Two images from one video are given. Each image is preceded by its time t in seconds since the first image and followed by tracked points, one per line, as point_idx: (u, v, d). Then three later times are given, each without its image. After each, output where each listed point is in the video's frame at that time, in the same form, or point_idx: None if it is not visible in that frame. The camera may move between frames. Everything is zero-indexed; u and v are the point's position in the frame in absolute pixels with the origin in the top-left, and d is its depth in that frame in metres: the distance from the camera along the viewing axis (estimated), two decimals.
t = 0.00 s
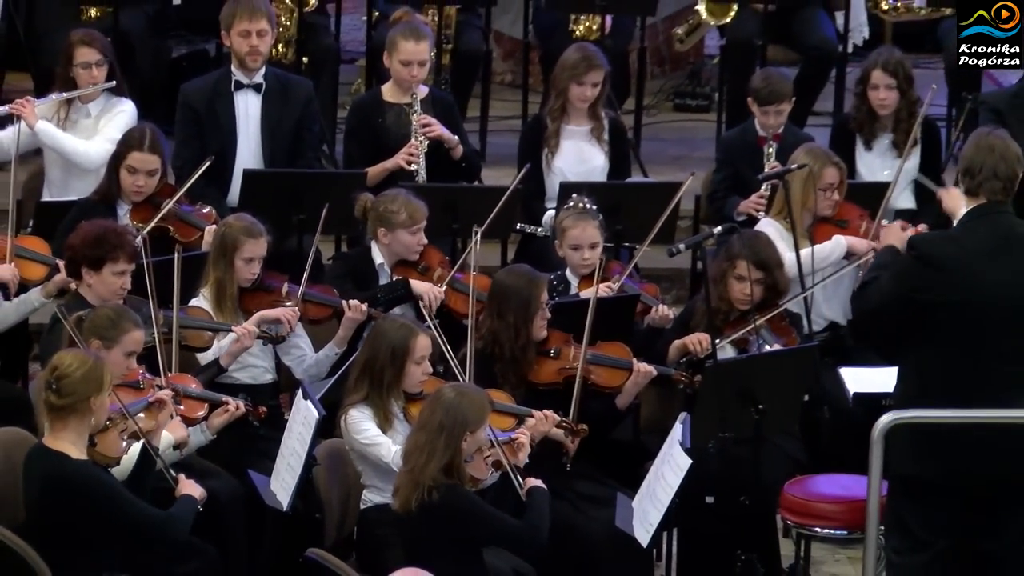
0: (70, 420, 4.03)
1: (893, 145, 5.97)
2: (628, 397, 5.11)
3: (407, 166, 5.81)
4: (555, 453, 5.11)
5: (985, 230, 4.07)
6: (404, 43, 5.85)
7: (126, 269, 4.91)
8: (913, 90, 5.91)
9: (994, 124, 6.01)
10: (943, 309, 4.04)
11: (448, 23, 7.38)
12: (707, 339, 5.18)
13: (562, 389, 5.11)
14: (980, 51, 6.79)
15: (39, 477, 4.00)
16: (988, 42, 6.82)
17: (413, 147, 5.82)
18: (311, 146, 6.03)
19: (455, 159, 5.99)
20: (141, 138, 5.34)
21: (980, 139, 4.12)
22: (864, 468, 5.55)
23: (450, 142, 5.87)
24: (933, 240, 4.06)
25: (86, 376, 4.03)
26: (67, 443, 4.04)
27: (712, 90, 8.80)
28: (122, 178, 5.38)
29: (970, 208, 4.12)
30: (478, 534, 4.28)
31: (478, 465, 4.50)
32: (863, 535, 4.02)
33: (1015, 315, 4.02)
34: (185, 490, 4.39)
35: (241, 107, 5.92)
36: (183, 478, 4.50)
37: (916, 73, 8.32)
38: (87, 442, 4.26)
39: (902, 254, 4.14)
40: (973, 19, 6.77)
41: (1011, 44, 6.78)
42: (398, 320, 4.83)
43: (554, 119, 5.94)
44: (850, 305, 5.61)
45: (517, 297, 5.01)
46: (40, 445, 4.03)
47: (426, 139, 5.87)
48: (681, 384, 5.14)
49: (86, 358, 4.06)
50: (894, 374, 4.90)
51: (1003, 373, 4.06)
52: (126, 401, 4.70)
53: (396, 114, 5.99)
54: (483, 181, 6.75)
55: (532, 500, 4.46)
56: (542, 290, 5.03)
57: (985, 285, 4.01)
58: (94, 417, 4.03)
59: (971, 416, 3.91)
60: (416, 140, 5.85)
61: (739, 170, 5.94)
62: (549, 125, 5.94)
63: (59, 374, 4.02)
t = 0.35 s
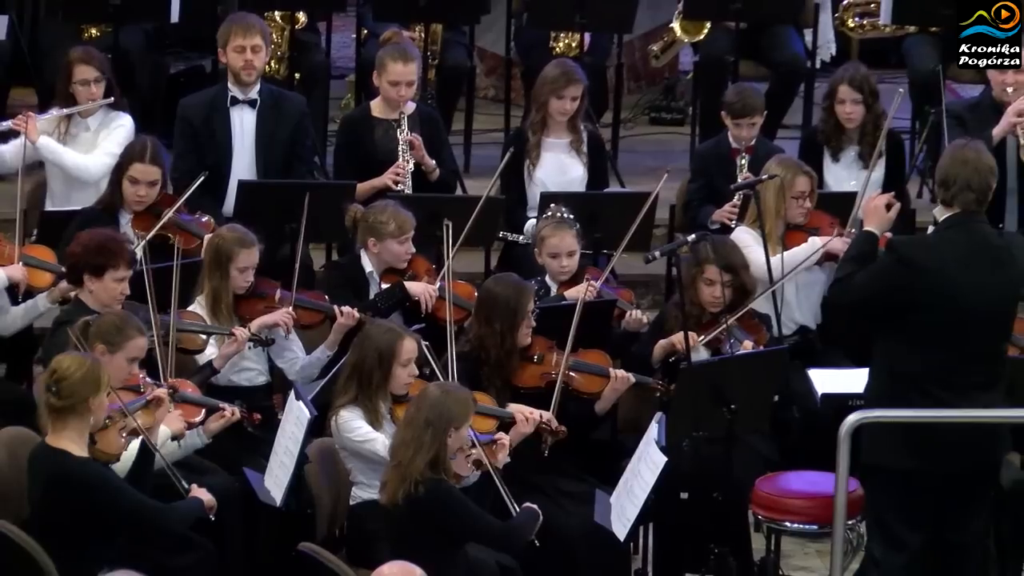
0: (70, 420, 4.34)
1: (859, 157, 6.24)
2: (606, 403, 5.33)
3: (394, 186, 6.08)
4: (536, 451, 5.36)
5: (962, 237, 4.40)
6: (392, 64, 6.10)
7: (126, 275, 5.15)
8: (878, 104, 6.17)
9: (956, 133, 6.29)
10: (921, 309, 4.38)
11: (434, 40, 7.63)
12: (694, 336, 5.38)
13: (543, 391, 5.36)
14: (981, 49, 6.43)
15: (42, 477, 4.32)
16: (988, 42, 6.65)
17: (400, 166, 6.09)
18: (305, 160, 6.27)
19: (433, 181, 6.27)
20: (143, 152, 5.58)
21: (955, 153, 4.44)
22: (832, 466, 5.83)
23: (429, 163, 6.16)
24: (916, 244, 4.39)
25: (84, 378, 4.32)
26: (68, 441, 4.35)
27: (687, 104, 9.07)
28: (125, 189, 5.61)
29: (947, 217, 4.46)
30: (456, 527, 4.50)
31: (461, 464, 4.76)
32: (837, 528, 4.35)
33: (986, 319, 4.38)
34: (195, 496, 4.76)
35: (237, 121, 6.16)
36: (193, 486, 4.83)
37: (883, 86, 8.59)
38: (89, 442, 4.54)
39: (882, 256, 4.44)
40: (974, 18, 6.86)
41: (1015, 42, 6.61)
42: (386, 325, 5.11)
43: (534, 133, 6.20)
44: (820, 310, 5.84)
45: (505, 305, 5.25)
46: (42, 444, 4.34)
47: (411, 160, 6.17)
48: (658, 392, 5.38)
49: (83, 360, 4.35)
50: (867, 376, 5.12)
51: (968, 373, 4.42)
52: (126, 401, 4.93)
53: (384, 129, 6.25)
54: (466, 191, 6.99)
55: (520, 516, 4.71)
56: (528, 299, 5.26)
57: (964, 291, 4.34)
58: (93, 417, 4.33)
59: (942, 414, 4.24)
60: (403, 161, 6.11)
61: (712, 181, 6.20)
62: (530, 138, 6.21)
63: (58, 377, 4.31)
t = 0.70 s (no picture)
0: (82, 418, 4.58)
1: (835, 166, 6.50)
2: (593, 402, 5.58)
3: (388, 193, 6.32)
4: (525, 447, 5.60)
5: (930, 246, 4.64)
6: (385, 76, 6.36)
7: (136, 281, 5.43)
8: (852, 115, 6.44)
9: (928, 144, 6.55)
10: (893, 314, 4.61)
11: (427, 53, 7.87)
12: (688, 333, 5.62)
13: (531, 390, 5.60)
14: (981, 50, 6.82)
15: (54, 471, 4.55)
16: (988, 42, 7.01)
17: (395, 175, 6.34)
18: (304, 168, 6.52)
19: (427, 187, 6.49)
20: (150, 161, 5.82)
21: (924, 165, 4.65)
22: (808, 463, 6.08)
23: (423, 172, 6.40)
24: (885, 255, 4.63)
25: (97, 377, 4.55)
26: (79, 436, 4.60)
27: (671, 116, 9.34)
28: (132, 197, 5.86)
29: (918, 226, 4.69)
30: (452, 514, 4.76)
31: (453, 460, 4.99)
32: (816, 520, 4.58)
33: (954, 321, 4.62)
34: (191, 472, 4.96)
35: (239, 131, 6.40)
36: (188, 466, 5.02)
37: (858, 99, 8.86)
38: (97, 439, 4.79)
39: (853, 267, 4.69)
40: (974, 19, 7.10)
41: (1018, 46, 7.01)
42: (380, 327, 5.35)
43: (524, 143, 6.46)
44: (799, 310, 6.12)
45: (496, 309, 5.48)
46: (55, 439, 4.58)
47: (406, 170, 6.42)
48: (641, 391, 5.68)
49: (95, 360, 4.58)
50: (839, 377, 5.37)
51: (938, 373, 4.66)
52: (134, 401, 5.17)
53: (380, 139, 6.51)
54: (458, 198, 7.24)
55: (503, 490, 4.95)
56: (518, 304, 5.50)
57: (934, 296, 4.58)
58: (103, 415, 4.56)
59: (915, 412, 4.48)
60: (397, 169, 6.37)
61: (695, 189, 6.46)
62: (520, 148, 6.47)
63: (72, 376, 4.55)
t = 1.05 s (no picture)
0: (87, 416, 4.85)
1: (809, 172, 6.76)
2: (577, 395, 5.81)
3: (383, 189, 6.55)
4: (514, 442, 5.85)
5: (896, 248, 4.86)
6: (376, 81, 6.62)
7: (139, 282, 5.67)
8: (826, 124, 6.72)
9: (899, 152, 6.81)
10: (862, 314, 4.82)
11: (418, 65, 8.13)
12: (668, 338, 5.86)
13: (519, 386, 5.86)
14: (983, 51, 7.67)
15: (59, 466, 4.82)
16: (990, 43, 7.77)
17: (389, 171, 6.57)
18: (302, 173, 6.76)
19: (421, 186, 6.75)
20: (154, 167, 6.06)
21: (892, 171, 4.88)
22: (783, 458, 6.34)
23: (416, 170, 6.63)
24: (854, 256, 4.85)
25: (102, 378, 4.81)
26: (83, 434, 4.86)
27: (652, 124, 9.61)
28: (137, 202, 6.09)
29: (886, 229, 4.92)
30: (446, 502, 5.01)
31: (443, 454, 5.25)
32: (791, 512, 4.81)
33: (919, 321, 4.84)
34: (178, 451, 5.20)
35: (239, 138, 6.65)
36: (173, 443, 5.22)
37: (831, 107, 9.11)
38: (104, 436, 5.04)
39: (825, 268, 4.92)
40: (973, 20, 7.85)
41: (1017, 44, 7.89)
42: (371, 327, 5.59)
43: (512, 150, 6.74)
44: (772, 312, 6.40)
45: (482, 307, 5.74)
46: (60, 437, 4.84)
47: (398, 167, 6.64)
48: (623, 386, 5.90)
49: (101, 361, 4.84)
50: (807, 373, 5.63)
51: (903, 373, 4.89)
52: (142, 399, 5.40)
53: (373, 144, 6.76)
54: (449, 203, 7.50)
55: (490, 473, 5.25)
56: (503, 302, 5.76)
57: (901, 296, 4.81)
58: (107, 414, 4.81)
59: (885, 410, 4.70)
60: (389, 167, 6.60)
61: (675, 194, 6.72)
62: (507, 155, 6.75)
63: (77, 377, 4.80)
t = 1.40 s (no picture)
0: (87, 412, 5.16)
1: (775, 179, 7.11)
2: (554, 388, 6.14)
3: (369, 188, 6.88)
4: (494, 436, 6.18)
5: (853, 249, 5.19)
6: (361, 89, 6.92)
7: (139, 284, 5.98)
8: (791, 133, 7.06)
9: (860, 159, 7.16)
10: (821, 309, 5.16)
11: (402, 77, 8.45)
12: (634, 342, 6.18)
13: (498, 381, 6.18)
14: (982, 51, 7.97)
15: (62, 459, 5.12)
16: (989, 42, 8.06)
17: (374, 171, 6.89)
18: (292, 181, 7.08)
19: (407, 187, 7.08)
20: (152, 174, 6.38)
21: (842, 177, 5.20)
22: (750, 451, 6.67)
23: (400, 171, 6.95)
24: (814, 256, 5.17)
25: (102, 376, 5.11)
26: (84, 429, 5.18)
27: (625, 133, 9.95)
28: (136, 208, 6.40)
29: (841, 230, 5.23)
30: (430, 493, 5.31)
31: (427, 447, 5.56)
32: (759, 502, 5.02)
33: (875, 317, 5.18)
34: (178, 448, 5.48)
35: (232, 148, 6.96)
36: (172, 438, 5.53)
37: (795, 116, 9.45)
38: (104, 430, 5.34)
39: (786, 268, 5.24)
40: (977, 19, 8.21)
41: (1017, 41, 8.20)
42: (355, 324, 5.92)
43: (492, 158, 7.07)
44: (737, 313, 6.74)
45: (463, 306, 6.07)
46: (63, 433, 5.15)
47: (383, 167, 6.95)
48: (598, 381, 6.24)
49: (100, 359, 5.14)
50: (769, 368, 5.95)
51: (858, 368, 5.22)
52: (139, 394, 5.72)
53: (360, 152, 7.07)
54: (431, 208, 7.83)
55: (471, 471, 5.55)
56: (482, 301, 6.08)
57: (858, 293, 5.14)
58: (107, 409, 5.12)
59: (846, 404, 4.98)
60: (375, 167, 6.92)
61: (648, 200, 7.06)
62: (488, 163, 7.08)
63: (78, 375, 5.11)
